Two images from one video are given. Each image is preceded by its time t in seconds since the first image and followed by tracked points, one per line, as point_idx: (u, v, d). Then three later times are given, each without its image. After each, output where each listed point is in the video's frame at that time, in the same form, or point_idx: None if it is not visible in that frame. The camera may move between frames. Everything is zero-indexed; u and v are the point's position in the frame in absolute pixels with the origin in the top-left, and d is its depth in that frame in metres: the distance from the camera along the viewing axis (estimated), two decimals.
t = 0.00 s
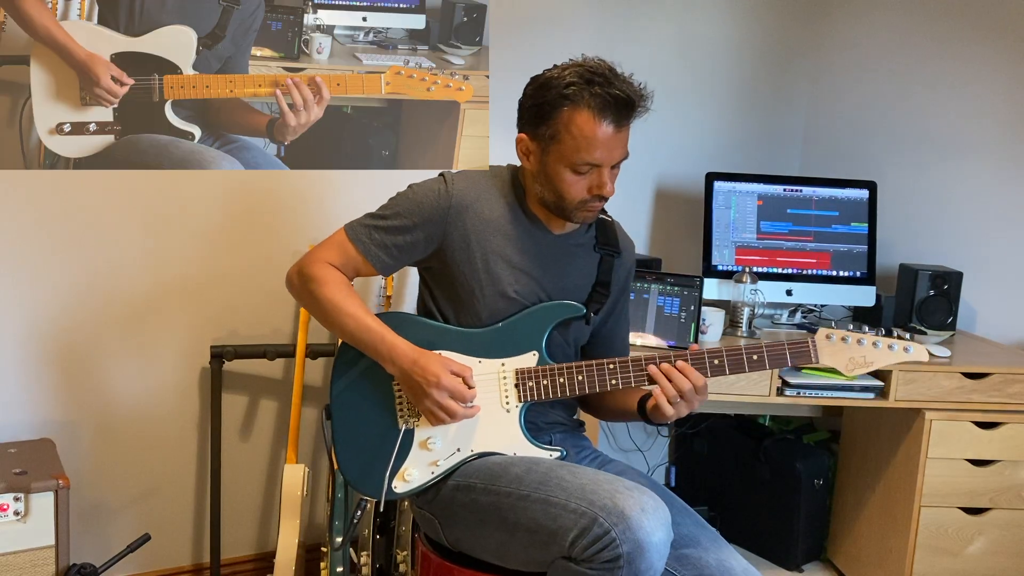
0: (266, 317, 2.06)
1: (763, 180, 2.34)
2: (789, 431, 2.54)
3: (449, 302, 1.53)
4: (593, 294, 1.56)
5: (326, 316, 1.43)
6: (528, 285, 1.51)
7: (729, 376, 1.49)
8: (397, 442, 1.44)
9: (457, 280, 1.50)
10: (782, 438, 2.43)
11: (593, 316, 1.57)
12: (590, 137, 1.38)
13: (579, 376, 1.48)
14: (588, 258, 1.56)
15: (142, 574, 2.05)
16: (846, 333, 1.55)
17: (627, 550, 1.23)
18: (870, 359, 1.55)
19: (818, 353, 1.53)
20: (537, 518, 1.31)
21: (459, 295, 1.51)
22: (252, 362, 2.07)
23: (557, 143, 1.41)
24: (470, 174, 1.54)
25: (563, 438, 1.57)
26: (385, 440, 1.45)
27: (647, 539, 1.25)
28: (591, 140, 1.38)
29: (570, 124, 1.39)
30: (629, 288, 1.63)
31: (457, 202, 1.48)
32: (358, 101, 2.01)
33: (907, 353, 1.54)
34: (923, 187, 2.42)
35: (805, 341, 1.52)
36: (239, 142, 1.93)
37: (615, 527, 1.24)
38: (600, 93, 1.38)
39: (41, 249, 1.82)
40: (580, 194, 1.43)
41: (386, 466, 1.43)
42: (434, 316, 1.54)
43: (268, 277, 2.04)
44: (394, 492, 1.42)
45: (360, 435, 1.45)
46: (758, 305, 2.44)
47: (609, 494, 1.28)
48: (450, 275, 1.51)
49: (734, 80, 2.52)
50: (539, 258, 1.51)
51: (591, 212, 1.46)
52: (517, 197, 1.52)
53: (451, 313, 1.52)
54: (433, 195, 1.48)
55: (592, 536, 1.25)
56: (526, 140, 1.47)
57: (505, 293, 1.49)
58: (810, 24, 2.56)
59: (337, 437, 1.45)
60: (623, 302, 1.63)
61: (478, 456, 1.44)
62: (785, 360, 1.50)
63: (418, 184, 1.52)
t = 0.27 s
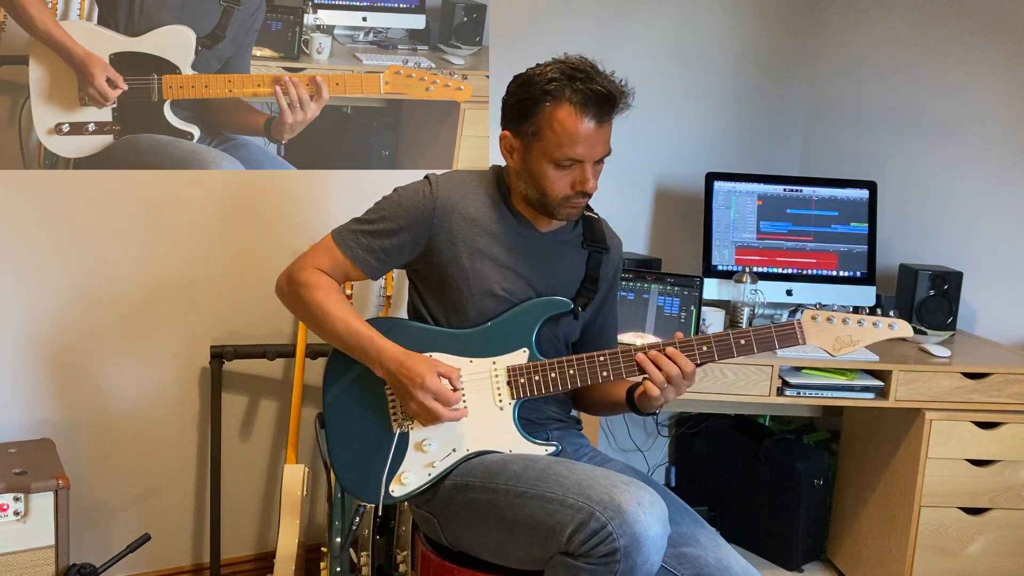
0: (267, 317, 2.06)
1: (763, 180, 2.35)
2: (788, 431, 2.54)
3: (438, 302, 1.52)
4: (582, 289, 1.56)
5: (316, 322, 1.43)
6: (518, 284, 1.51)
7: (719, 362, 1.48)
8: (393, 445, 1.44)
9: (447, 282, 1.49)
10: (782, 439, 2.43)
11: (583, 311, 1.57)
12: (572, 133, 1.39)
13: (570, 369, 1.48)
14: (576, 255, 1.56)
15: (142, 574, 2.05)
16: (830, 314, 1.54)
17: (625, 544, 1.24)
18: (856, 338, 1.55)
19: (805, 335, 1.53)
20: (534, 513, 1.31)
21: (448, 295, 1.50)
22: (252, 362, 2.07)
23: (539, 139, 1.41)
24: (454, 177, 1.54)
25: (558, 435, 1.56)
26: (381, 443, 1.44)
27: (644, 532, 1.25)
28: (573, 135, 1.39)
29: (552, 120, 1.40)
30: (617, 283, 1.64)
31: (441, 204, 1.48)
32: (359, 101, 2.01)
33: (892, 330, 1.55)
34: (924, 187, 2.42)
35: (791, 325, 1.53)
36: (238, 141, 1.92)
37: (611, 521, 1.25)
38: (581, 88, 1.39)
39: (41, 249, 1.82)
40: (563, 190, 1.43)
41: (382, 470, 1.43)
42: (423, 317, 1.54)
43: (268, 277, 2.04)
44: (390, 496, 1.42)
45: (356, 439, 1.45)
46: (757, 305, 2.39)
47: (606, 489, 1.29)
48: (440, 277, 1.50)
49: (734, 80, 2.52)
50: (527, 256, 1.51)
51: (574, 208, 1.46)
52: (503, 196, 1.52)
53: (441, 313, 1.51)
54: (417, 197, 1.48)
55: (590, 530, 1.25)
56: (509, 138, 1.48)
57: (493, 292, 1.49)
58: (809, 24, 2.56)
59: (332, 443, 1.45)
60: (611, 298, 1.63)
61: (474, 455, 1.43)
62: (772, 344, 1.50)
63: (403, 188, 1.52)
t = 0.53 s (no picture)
0: (267, 317, 2.06)
1: (763, 180, 2.35)
2: (789, 431, 2.54)
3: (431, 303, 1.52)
4: (574, 287, 1.57)
5: (307, 328, 1.43)
6: (509, 284, 1.51)
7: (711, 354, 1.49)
8: (391, 447, 1.44)
9: (440, 287, 1.49)
10: (782, 439, 2.43)
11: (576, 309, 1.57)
12: (563, 135, 1.39)
13: (563, 367, 1.48)
14: (565, 254, 1.56)
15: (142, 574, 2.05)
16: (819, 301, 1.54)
17: (626, 541, 1.24)
18: (846, 325, 1.54)
19: (796, 324, 1.52)
20: (535, 512, 1.31)
21: (439, 297, 1.50)
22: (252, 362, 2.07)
23: (530, 140, 1.41)
24: (443, 178, 1.54)
25: (557, 433, 1.56)
26: (378, 446, 1.44)
27: (646, 529, 1.25)
28: (564, 137, 1.39)
29: (543, 122, 1.40)
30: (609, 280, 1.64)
31: (430, 206, 1.48)
32: (359, 101, 2.01)
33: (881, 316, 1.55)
34: (924, 187, 2.41)
35: (781, 314, 1.52)
36: (238, 141, 1.92)
37: (613, 519, 1.25)
38: (571, 90, 1.39)
39: (41, 249, 1.82)
40: (554, 192, 1.43)
41: (381, 473, 1.43)
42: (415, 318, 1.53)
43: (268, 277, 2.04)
44: (390, 500, 1.42)
45: (353, 442, 1.45)
46: (756, 304, 2.34)
47: (608, 487, 1.29)
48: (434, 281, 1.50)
49: (734, 80, 2.52)
50: (518, 256, 1.51)
51: (564, 210, 1.46)
52: (493, 197, 1.52)
53: (433, 314, 1.51)
54: (406, 201, 1.48)
55: (591, 528, 1.26)
56: (498, 139, 1.47)
57: (485, 293, 1.49)
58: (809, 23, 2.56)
59: (330, 446, 1.45)
60: (603, 295, 1.63)
61: (472, 456, 1.43)
62: (762, 333, 1.50)
63: (391, 191, 1.52)
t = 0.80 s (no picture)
0: (267, 316, 2.06)
1: (763, 180, 2.35)
2: (788, 431, 2.54)
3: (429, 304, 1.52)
4: (575, 286, 1.57)
5: (304, 330, 1.43)
6: (508, 285, 1.51)
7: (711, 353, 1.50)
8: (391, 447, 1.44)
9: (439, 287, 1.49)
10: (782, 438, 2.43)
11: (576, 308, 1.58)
12: (558, 135, 1.43)
13: (563, 368, 1.49)
14: (565, 253, 1.57)
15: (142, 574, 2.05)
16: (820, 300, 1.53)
17: (627, 541, 1.24)
18: (846, 324, 1.54)
19: (797, 324, 1.52)
20: (536, 512, 1.31)
21: (436, 298, 1.50)
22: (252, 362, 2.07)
23: (527, 142, 1.45)
24: (439, 179, 1.53)
25: (556, 433, 1.56)
26: (377, 447, 1.44)
27: (647, 529, 1.25)
28: (560, 138, 1.43)
29: (539, 123, 1.44)
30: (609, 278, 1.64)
31: (427, 208, 1.48)
32: (359, 101, 2.01)
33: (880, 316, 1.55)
34: (924, 187, 2.41)
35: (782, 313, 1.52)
36: (238, 141, 1.92)
37: (614, 518, 1.25)
38: (565, 91, 1.44)
39: (41, 249, 1.82)
40: (552, 192, 1.45)
41: (381, 475, 1.43)
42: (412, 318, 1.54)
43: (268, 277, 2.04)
44: (391, 501, 1.41)
45: (351, 443, 1.45)
46: (756, 305, 2.34)
47: (608, 486, 1.29)
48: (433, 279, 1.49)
49: (734, 80, 2.52)
50: (514, 257, 1.51)
51: (563, 210, 1.48)
52: (490, 198, 1.51)
53: (430, 314, 1.51)
54: (403, 203, 1.47)
55: (592, 528, 1.26)
56: (495, 143, 1.50)
57: (481, 294, 1.49)
58: (809, 23, 2.56)
59: (330, 447, 1.45)
60: (602, 292, 1.63)
61: (472, 457, 1.43)
62: (763, 333, 1.50)
63: (387, 192, 1.51)
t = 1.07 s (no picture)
0: (267, 316, 2.06)
1: (763, 180, 2.35)
2: (788, 431, 2.54)
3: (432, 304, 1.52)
4: (580, 289, 1.57)
5: (305, 327, 1.41)
6: (510, 286, 1.51)
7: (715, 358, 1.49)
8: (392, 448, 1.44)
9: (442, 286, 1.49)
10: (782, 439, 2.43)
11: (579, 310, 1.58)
12: (567, 142, 1.37)
13: (566, 372, 1.48)
14: (571, 255, 1.56)
15: (142, 574, 2.05)
16: (828, 311, 1.57)
17: (626, 546, 1.24)
18: (853, 334, 1.59)
19: (802, 331, 1.55)
20: (535, 515, 1.31)
21: (439, 298, 1.50)
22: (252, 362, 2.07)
23: (535, 147, 1.40)
24: (445, 178, 1.53)
25: (556, 436, 1.57)
26: (377, 448, 1.44)
27: (646, 534, 1.25)
28: (569, 144, 1.37)
29: (547, 129, 1.38)
30: (614, 280, 1.64)
31: (432, 208, 1.47)
32: (359, 100, 2.01)
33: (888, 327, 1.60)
34: (924, 187, 2.41)
35: (788, 322, 1.55)
36: (237, 141, 1.93)
37: (613, 523, 1.25)
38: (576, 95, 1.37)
39: (41, 250, 1.82)
40: (560, 197, 1.42)
41: (381, 475, 1.43)
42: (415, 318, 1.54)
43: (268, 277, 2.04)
44: (391, 501, 1.42)
45: (350, 443, 1.45)
46: (757, 304, 2.37)
47: (607, 491, 1.29)
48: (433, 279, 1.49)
49: (733, 80, 2.52)
50: (518, 260, 1.51)
51: (571, 213, 1.45)
52: (495, 198, 1.50)
53: (433, 314, 1.52)
54: (408, 202, 1.46)
55: (591, 532, 1.26)
56: (503, 144, 1.45)
57: (484, 296, 1.49)
58: (809, 23, 2.56)
59: (330, 447, 1.45)
60: (609, 292, 1.63)
61: (473, 458, 1.43)
62: (769, 339, 1.52)
63: (392, 190, 1.50)
